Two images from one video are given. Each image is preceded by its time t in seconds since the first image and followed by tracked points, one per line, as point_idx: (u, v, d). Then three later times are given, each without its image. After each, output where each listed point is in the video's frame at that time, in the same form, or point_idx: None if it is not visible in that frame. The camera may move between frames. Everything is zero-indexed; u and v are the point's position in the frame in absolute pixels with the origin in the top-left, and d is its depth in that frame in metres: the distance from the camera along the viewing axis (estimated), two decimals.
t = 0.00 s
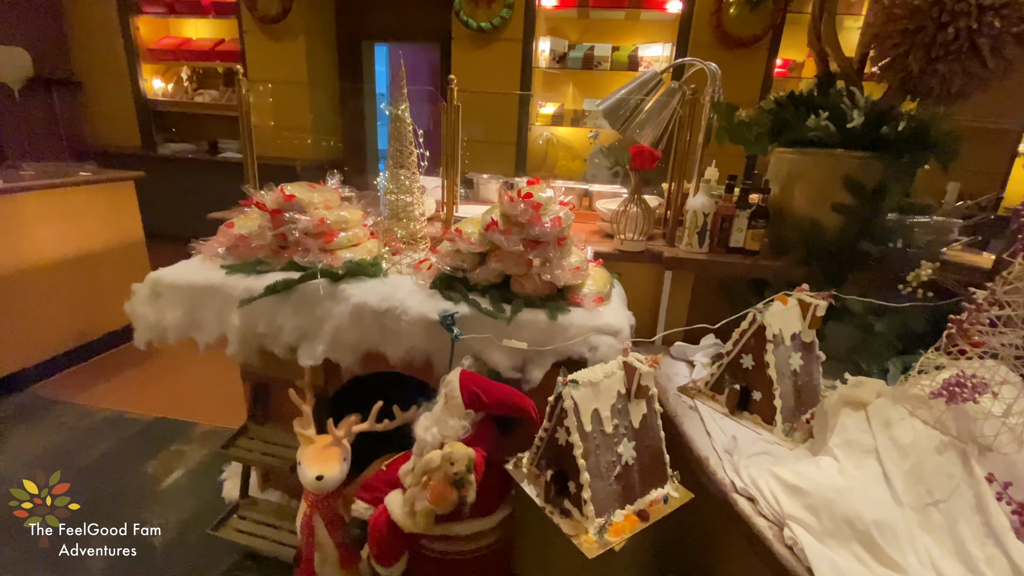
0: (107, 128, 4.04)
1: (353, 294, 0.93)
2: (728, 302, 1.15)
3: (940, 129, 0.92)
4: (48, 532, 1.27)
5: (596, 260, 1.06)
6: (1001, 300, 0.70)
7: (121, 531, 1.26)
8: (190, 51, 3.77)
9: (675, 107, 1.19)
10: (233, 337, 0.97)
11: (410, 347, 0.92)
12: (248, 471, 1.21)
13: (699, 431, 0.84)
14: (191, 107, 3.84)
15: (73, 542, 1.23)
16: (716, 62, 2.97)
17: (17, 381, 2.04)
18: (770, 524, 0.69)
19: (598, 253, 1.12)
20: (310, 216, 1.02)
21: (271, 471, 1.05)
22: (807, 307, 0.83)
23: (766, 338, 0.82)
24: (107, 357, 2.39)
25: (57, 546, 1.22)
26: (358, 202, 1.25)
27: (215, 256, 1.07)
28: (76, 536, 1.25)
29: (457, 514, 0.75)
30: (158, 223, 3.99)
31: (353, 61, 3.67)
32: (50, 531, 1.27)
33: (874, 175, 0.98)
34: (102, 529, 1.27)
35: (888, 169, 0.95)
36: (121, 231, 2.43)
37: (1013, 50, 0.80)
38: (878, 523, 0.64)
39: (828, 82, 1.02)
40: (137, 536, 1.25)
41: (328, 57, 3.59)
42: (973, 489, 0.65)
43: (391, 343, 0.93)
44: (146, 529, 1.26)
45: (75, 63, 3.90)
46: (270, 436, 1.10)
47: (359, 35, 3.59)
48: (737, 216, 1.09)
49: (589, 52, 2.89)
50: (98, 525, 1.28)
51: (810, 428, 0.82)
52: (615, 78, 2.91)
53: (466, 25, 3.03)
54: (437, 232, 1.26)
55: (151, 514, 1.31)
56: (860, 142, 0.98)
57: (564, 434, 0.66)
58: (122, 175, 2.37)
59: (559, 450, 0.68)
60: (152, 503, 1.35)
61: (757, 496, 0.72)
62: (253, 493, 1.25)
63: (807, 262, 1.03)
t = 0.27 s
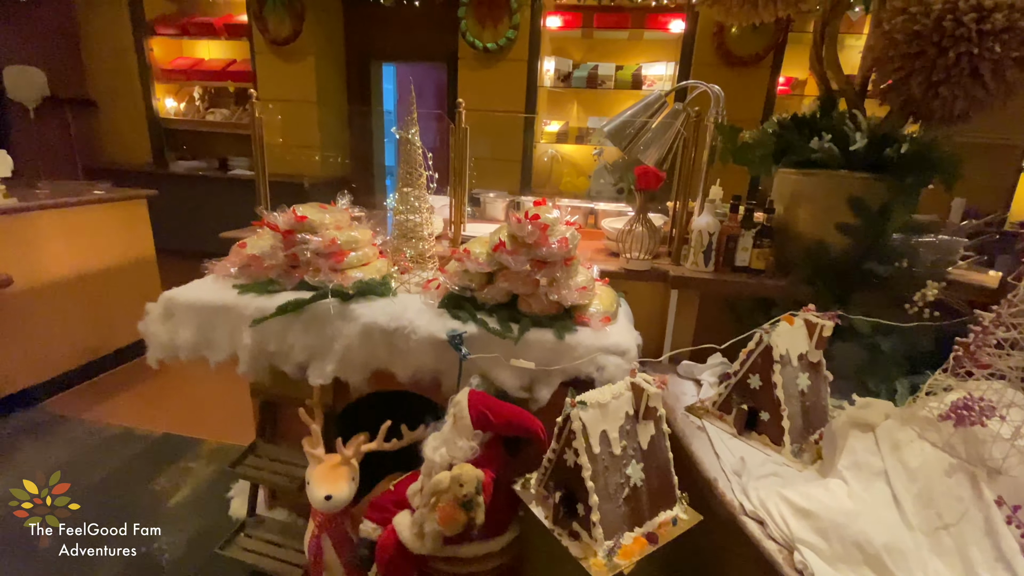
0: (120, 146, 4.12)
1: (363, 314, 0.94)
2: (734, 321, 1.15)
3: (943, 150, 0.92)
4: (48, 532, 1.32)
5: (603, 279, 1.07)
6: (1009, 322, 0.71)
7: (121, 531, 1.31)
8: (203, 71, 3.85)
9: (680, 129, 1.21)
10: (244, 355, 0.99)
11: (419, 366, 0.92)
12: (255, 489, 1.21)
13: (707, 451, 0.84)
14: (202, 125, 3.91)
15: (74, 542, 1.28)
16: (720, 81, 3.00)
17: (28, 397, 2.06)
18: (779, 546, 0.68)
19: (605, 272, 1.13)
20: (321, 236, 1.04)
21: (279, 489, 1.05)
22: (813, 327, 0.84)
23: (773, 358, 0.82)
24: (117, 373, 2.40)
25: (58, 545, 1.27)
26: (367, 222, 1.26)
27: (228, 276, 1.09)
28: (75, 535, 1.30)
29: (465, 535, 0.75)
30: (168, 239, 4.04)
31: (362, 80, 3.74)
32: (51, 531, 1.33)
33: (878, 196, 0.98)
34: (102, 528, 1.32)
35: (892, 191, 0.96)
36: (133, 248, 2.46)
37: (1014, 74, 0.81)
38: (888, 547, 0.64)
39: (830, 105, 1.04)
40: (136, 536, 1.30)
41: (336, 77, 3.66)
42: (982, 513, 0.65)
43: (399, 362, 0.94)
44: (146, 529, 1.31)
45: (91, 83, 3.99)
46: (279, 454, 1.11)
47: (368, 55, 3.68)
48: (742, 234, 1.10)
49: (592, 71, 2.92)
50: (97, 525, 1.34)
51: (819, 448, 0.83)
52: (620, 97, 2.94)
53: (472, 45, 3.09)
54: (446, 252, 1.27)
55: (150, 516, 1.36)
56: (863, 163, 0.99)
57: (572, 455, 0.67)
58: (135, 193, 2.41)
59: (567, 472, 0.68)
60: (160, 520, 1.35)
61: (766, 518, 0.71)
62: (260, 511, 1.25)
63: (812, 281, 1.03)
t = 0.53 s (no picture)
0: (133, 164, 4.19)
1: (373, 334, 0.95)
2: (742, 340, 1.14)
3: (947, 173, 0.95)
4: (49, 531, 1.39)
5: (610, 298, 1.07)
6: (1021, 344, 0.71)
7: (121, 531, 1.38)
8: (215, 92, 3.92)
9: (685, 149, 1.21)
10: (255, 375, 1.00)
11: (428, 387, 0.93)
12: (263, 509, 1.21)
13: (717, 474, 0.83)
14: (213, 145, 3.98)
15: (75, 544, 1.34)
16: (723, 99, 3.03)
17: (38, 414, 2.08)
18: (793, 572, 0.67)
19: (611, 292, 1.13)
20: (333, 257, 1.06)
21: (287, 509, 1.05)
22: (823, 347, 0.85)
23: (784, 379, 0.82)
24: (126, 390, 2.42)
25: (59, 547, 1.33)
26: (377, 241, 1.28)
27: (240, 296, 1.12)
28: (76, 536, 1.37)
29: (475, 559, 0.75)
30: (178, 257, 4.09)
31: (370, 101, 3.81)
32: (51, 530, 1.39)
33: (884, 217, 0.99)
34: (102, 529, 1.39)
35: (901, 213, 0.98)
36: (144, 266, 2.49)
37: (1017, 96, 0.82)
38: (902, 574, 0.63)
39: (836, 127, 1.06)
40: (135, 536, 1.36)
41: (345, 97, 3.73)
42: (997, 538, 0.64)
43: (409, 383, 0.94)
44: (145, 529, 1.38)
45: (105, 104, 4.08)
46: (287, 474, 1.11)
47: (376, 76, 3.74)
48: (749, 254, 1.10)
49: (596, 90, 2.99)
50: (97, 525, 1.41)
51: (830, 471, 0.82)
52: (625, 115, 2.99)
53: (478, 66, 3.14)
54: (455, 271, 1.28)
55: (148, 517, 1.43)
56: (868, 184, 1.00)
57: (582, 478, 0.67)
58: (148, 213, 2.45)
59: (577, 495, 0.68)
60: (167, 540, 1.35)
61: (779, 543, 0.70)
62: (268, 531, 1.24)
63: (820, 300, 1.03)
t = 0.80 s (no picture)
0: (144, 181, 4.25)
1: (381, 353, 0.96)
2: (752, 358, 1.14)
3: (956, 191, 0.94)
4: (48, 532, 1.45)
5: (617, 315, 1.07)
6: None
7: (121, 531, 1.45)
8: (225, 110, 3.99)
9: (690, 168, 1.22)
10: (262, 395, 1.00)
11: (436, 406, 0.93)
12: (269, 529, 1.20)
13: (729, 495, 0.82)
14: (223, 162, 4.03)
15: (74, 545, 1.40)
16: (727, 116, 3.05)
17: (45, 431, 2.08)
18: None
19: (619, 309, 1.12)
20: (341, 276, 1.07)
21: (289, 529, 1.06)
22: (833, 366, 0.84)
23: (794, 400, 0.82)
24: (133, 407, 2.43)
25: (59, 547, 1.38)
26: (384, 259, 1.29)
27: (249, 315, 1.13)
28: (77, 534, 1.44)
29: None
30: (187, 272, 4.12)
31: (377, 119, 3.87)
32: (51, 531, 1.45)
33: (892, 235, 0.99)
34: (103, 529, 1.46)
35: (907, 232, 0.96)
36: (154, 282, 2.52)
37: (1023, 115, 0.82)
38: None
39: (841, 147, 1.07)
40: (135, 536, 1.43)
41: (353, 115, 3.78)
42: (1015, 563, 0.63)
43: (416, 402, 0.94)
44: (145, 530, 1.45)
45: (118, 122, 4.16)
46: (292, 493, 1.12)
47: (383, 95, 3.80)
48: (757, 272, 1.10)
49: (601, 107, 3.03)
50: (98, 525, 1.48)
51: (844, 493, 0.81)
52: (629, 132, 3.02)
53: (484, 84, 3.18)
54: (462, 289, 1.28)
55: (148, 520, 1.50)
56: (874, 204, 1.01)
57: (593, 501, 0.67)
58: (158, 230, 2.48)
59: (588, 519, 0.68)
60: (172, 559, 1.34)
61: (794, 568, 0.69)
62: (273, 551, 1.23)
63: (830, 318, 1.02)
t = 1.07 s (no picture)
0: (152, 195, 4.29)
1: (387, 368, 0.95)
2: (762, 374, 1.12)
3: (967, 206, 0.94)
4: (48, 531, 1.51)
5: (624, 330, 1.06)
6: None
7: (121, 529, 1.53)
8: (233, 125, 4.03)
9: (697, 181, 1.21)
10: (268, 412, 1.01)
11: (442, 423, 0.92)
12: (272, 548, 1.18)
13: (742, 515, 0.80)
14: (231, 176, 4.07)
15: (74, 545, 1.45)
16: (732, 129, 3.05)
17: (50, 445, 2.08)
18: None
19: (627, 324, 1.12)
20: (348, 290, 1.07)
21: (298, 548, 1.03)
22: (846, 384, 0.82)
23: (807, 418, 0.80)
24: (137, 421, 2.42)
25: (60, 547, 1.43)
26: (391, 273, 1.29)
27: (256, 329, 1.13)
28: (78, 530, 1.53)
29: None
30: (194, 286, 4.14)
31: (383, 133, 3.90)
32: (51, 530, 1.51)
33: (904, 249, 0.97)
34: (102, 527, 1.55)
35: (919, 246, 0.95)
36: (161, 295, 2.53)
37: None
38: None
39: (849, 160, 1.06)
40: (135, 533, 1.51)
41: (359, 129, 3.81)
42: None
43: (422, 418, 0.93)
44: (144, 527, 1.53)
45: (128, 137, 4.22)
46: (298, 511, 1.10)
47: (389, 109, 3.84)
48: (766, 286, 1.09)
49: (605, 121, 3.06)
50: (98, 523, 1.57)
51: (860, 513, 0.79)
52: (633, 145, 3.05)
53: (489, 99, 3.20)
54: (470, 303, 1.27)
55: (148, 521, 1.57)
56: (884, 219, 1.00)
57: (603, 522, 0.66)
58: (166, 244, 2.50)
59: (599, 540, 0.67)
60: None
61: None
62: (276, 571, 1.22)
63: (841, 333, 1.00)
